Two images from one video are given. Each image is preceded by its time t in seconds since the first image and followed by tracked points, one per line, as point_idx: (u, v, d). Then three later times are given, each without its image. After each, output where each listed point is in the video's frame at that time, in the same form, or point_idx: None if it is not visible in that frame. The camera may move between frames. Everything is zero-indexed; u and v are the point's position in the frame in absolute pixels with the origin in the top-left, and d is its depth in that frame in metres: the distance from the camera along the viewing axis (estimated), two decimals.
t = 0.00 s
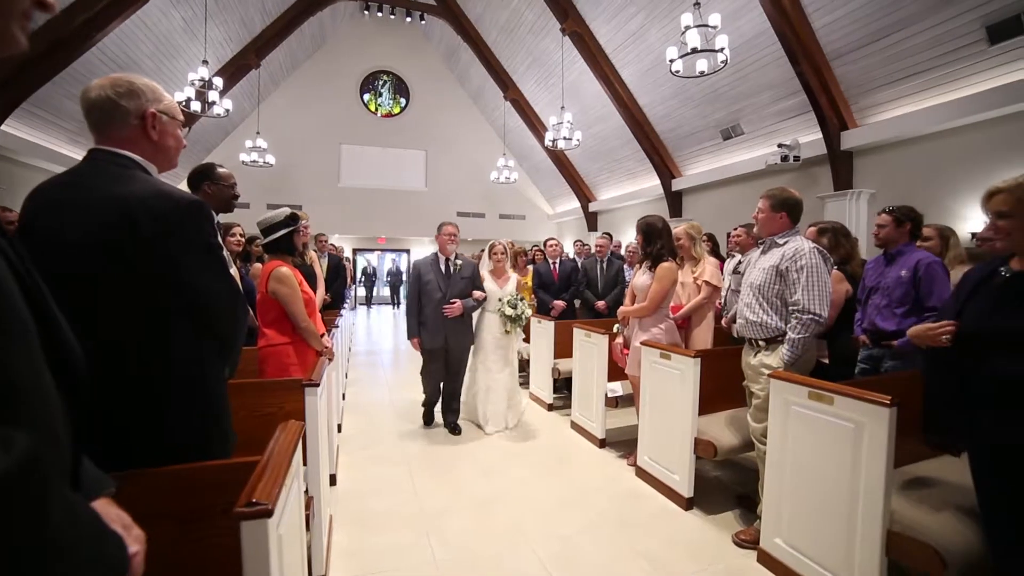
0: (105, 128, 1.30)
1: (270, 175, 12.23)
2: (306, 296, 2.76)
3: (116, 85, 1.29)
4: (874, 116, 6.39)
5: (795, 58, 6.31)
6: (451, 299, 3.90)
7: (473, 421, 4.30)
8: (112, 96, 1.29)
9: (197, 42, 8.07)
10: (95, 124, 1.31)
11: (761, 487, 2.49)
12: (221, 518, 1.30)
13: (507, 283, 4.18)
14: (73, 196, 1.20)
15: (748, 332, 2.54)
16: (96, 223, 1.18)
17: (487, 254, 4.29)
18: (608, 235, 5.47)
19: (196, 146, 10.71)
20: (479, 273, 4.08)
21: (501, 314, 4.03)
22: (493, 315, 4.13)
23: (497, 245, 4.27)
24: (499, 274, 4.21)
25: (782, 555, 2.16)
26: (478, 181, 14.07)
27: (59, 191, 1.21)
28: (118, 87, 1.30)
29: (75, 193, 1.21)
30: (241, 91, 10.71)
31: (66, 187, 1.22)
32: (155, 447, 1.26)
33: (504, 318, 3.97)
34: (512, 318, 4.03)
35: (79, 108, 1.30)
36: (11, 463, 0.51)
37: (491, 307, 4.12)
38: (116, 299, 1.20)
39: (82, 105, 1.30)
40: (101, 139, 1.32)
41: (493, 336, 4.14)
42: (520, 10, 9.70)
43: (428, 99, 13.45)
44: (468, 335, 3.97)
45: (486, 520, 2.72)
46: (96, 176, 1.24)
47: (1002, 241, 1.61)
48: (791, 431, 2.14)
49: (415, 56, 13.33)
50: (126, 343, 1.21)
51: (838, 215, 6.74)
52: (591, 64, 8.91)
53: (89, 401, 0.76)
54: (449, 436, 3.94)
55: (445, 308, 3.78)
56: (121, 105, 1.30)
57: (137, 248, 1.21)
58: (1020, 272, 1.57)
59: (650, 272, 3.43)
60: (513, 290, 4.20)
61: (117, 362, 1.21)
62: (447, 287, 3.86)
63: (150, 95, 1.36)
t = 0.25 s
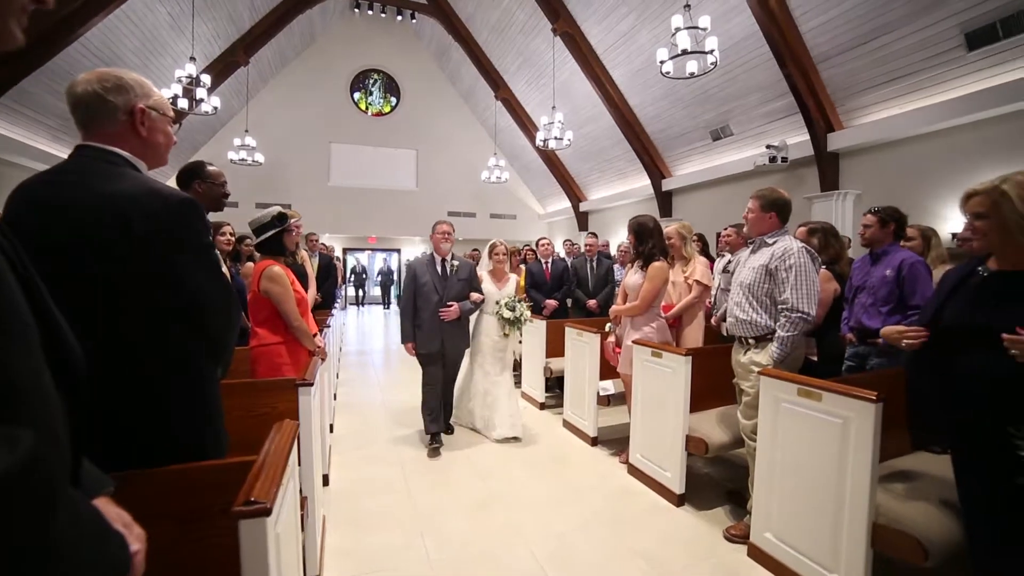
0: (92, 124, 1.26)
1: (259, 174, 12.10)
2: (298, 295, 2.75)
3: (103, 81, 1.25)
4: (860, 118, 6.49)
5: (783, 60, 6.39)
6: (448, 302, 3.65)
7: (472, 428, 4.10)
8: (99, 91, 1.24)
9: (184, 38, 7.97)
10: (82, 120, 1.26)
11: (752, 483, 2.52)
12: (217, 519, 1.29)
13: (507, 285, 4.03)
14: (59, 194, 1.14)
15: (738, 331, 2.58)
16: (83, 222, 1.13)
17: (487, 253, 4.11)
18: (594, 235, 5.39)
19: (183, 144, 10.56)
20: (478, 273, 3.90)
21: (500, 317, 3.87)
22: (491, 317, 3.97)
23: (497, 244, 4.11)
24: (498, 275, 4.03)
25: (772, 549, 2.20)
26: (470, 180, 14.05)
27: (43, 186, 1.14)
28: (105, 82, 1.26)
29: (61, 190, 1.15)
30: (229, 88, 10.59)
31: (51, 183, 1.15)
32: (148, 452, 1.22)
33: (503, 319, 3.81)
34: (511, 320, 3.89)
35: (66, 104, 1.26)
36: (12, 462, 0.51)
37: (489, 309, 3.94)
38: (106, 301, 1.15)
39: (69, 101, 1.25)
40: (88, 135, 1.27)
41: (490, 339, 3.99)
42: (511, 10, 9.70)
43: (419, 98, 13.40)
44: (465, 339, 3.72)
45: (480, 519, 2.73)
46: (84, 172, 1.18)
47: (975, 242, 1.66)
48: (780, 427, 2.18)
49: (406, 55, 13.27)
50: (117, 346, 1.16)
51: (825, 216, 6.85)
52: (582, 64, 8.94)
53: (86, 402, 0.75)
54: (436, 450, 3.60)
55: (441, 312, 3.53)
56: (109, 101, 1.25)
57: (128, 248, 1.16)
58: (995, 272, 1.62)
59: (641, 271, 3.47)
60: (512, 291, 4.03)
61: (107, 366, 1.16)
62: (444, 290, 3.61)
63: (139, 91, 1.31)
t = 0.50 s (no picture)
0: (78, 122, 1.17)
1: (245, 172, 11.96)
2: (289, 294, 2.74)
3: (90, 76, 1.16)
4: (843, 121, 6.62)
5: (769, 63, 6.48)
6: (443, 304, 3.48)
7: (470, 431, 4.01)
8: (85, 87, 1.16)
9: (168, 34, 7.85)
10: (68, 118, 1.17)
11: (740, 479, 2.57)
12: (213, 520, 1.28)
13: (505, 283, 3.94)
14: (38, 192, 1.05)
15: (727, 329, 2.62)
16: (67, 223, 1.04)
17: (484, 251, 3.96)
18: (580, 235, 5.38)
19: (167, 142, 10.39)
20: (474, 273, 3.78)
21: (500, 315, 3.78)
22: (491, 317, 3.87)
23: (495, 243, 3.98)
24: (496, 273, 3.93)
25: (761, 543, 2.24)
26: (459, 180, 14.03)
27: (24, 185, 1.05)
28: (92, 78, 1.17)
29: (41, 188, 1.05)
30: (215, 85, 10.44)
31: (32, 181, 1.07)
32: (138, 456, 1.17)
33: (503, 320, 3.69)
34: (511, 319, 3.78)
35: (51, 101, 1.17)
36: (20, 464, 0.51)
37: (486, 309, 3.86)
38: (93, 305, 1.07)
39: (54, 98, 1.17)
40: (74, 134, 1.18)
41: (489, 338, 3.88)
42: (501, 10, 9.71)
43: (408, 98, 13.34)
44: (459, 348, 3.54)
45: (472, 518, 2.74)
46: (67, 169, 1.09)
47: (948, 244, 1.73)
48: (768, 423, 2.22)
49: (395, 53, 13.21)
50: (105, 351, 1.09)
51: (810, 216, 6.97)
52: (572, 65, 8.98)
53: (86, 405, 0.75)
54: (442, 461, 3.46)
55: (436, 315, 3.36)
56: (96, 98, 1.17)
57: (117, 250, 1.08)
58: (968, 272, 1.69)
59: (631, 271, 3.51)
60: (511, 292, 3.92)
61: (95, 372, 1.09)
62: (438, 291, 3.44)
63: (128, 88, 1.23)
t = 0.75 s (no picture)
0: (65, 118, 1.14)
1: (231, 171, 11.80)
2: (279, 293, 2.72)
3: (77, 72, 1.14)
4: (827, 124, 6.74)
5: (755, 66, 6.57)
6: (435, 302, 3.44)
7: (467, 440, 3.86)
8: (72, 84, 1.13)
9: (152, 30, 7.73)
10: (55, 115, 1.15)
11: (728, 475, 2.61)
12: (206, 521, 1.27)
13: (502, 284, 3.85)
14: (30, 191, 1.03)
15: (715, 328, 2.67)
16: (60, 222, 1.03)
17: (479, 250, 3.84)
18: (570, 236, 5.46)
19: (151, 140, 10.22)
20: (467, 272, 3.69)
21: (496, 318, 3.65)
22: (488, 318, 3.75)
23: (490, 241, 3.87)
24: (492, 273, 3.82)
25: (749, 537, 2.28)
26: (449, 180, 14.00)
27: (12, 184, 1.04)
28: (79, 74, 1.14)
29: (32, 187, 1.04)
30: (201, 83, 10.29)
31: (20, 180, 1.05)
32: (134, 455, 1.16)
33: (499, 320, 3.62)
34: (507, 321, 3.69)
35: (37, 97, 1.14)
36: (33, 460, 0.51)
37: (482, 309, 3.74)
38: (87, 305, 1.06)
39: (40, 94, 1.14)
40: (61, 130, 1.15)
41: (485, 339, 3.76)
42: (491, 10, 9.72)
43: (397, 97, 13.27)
44: (457, 346, 3.48)
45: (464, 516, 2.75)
46: (56, 168, 1.08)
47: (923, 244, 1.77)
48: (755, 419, 2.27)
49: (384, 52, 13.13)
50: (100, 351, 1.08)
51: (795, 217, 7.09)
52: (561, 65, 9.01)
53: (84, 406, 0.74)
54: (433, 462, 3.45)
55: (429, 313, 3.33)
56: (84, 94, 1.14)
57: (111, 249, 1.07)
58: (943, 271, 1.74)
59: (621, 270, 3.54)
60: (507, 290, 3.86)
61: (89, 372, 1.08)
62: (430, 289, 3.40)
63: (116, 84, 1.20)
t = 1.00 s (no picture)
0: (56, 115, 1.13)
1: (216, 169, 11.65)
2: (270, 293, 2.72)
3: (68, 69, 1.12)
4: (811, 126, 6.87)
5: (742, 69, 6.67)
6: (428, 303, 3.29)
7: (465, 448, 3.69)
8: (63, 80, 1.12)
9: (135, 26, 7.61)
10: (45, 112, 1.13)
11: (717, 470, 2.66)
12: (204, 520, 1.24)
13: (497, 285, 3.79)
14: (21, 188, 1.01)
15: (703, 326, 2.72)
16: (54, 220, 1.01)
17: (473, 250, 3.75)
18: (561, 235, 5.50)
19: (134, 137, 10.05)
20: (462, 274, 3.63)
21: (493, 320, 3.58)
22: (483, 321, 3.66)
23: (485, 240, 3.77)
24: (486, 273, 3.75)
25: (737, 531, 2.33)
26: (438, 180, 13.97)
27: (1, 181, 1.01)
28: (71, 71, 1.13)
29: (22, 185, 1.02)
30: (186, 80, 10.15)
31: (9, 177, 1.03)
32: (126, 455, 1.15)
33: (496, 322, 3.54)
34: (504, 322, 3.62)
35: (28, 94, 1.13)
36: (44, 457, 0.51)
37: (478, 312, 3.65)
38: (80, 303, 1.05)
39: (31, 91, 1.13)
40: (53, 128, 1.14)
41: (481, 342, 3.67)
42: (480, 10, 9.73)
43: (386, 96, 13.20)
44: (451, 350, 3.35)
45: (457, 515, 2.76)
46: (46, 165, 1.06)
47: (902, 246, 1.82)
48: (743, 416, 2.31)
49: (373, 51, 13.06)
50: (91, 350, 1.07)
51: (780, 218, 7.22)
52: (550, 66, 9.06)
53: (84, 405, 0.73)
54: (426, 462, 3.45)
55: (422, 315, 3.18)
56: (75, 91, 1.13)
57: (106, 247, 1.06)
58: (921, 272, 1.80)
59: (611, 270, 3.58)
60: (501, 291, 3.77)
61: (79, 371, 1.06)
62: (422, 289, 3.25)
63: (108, 81, 1.19)
